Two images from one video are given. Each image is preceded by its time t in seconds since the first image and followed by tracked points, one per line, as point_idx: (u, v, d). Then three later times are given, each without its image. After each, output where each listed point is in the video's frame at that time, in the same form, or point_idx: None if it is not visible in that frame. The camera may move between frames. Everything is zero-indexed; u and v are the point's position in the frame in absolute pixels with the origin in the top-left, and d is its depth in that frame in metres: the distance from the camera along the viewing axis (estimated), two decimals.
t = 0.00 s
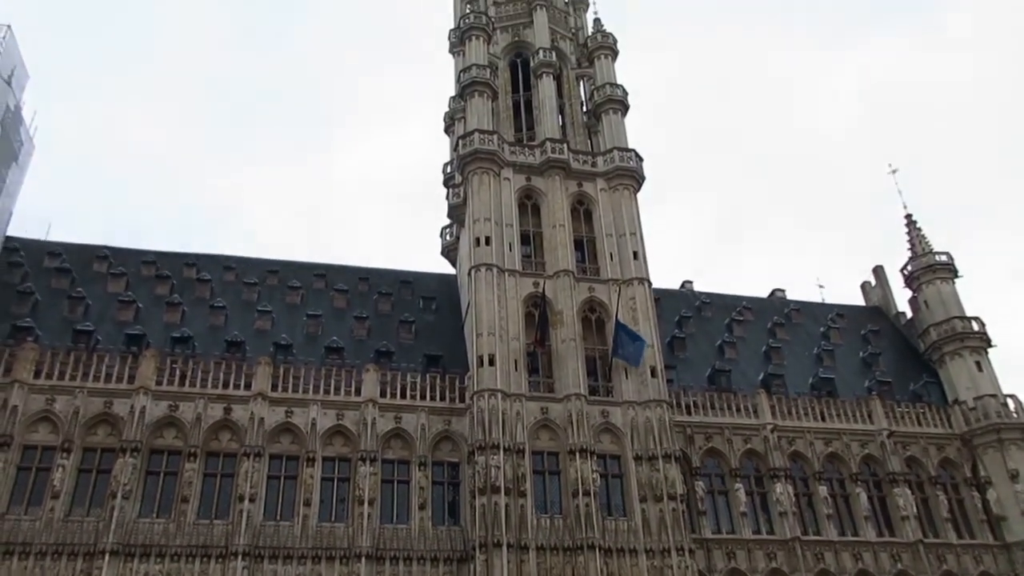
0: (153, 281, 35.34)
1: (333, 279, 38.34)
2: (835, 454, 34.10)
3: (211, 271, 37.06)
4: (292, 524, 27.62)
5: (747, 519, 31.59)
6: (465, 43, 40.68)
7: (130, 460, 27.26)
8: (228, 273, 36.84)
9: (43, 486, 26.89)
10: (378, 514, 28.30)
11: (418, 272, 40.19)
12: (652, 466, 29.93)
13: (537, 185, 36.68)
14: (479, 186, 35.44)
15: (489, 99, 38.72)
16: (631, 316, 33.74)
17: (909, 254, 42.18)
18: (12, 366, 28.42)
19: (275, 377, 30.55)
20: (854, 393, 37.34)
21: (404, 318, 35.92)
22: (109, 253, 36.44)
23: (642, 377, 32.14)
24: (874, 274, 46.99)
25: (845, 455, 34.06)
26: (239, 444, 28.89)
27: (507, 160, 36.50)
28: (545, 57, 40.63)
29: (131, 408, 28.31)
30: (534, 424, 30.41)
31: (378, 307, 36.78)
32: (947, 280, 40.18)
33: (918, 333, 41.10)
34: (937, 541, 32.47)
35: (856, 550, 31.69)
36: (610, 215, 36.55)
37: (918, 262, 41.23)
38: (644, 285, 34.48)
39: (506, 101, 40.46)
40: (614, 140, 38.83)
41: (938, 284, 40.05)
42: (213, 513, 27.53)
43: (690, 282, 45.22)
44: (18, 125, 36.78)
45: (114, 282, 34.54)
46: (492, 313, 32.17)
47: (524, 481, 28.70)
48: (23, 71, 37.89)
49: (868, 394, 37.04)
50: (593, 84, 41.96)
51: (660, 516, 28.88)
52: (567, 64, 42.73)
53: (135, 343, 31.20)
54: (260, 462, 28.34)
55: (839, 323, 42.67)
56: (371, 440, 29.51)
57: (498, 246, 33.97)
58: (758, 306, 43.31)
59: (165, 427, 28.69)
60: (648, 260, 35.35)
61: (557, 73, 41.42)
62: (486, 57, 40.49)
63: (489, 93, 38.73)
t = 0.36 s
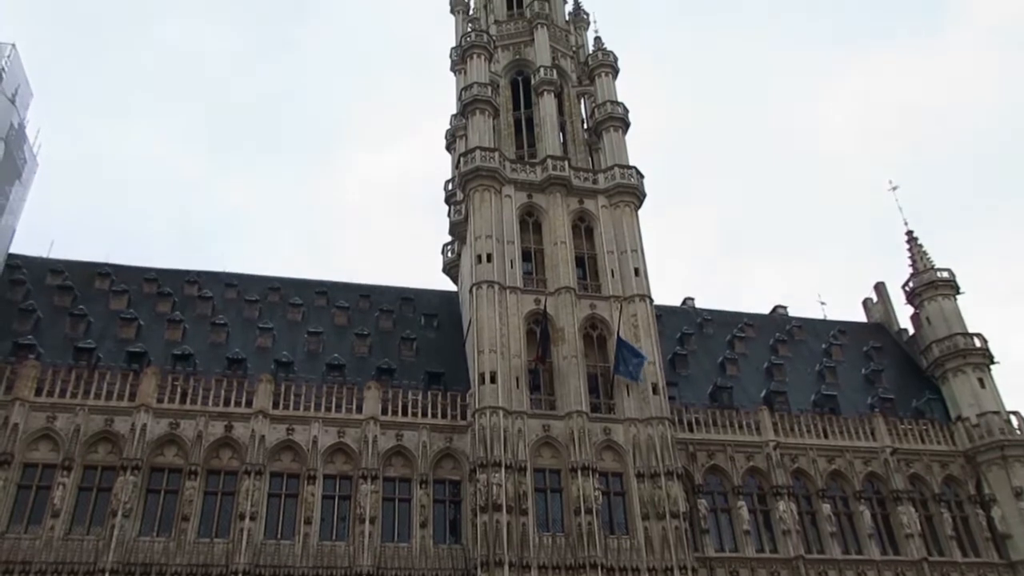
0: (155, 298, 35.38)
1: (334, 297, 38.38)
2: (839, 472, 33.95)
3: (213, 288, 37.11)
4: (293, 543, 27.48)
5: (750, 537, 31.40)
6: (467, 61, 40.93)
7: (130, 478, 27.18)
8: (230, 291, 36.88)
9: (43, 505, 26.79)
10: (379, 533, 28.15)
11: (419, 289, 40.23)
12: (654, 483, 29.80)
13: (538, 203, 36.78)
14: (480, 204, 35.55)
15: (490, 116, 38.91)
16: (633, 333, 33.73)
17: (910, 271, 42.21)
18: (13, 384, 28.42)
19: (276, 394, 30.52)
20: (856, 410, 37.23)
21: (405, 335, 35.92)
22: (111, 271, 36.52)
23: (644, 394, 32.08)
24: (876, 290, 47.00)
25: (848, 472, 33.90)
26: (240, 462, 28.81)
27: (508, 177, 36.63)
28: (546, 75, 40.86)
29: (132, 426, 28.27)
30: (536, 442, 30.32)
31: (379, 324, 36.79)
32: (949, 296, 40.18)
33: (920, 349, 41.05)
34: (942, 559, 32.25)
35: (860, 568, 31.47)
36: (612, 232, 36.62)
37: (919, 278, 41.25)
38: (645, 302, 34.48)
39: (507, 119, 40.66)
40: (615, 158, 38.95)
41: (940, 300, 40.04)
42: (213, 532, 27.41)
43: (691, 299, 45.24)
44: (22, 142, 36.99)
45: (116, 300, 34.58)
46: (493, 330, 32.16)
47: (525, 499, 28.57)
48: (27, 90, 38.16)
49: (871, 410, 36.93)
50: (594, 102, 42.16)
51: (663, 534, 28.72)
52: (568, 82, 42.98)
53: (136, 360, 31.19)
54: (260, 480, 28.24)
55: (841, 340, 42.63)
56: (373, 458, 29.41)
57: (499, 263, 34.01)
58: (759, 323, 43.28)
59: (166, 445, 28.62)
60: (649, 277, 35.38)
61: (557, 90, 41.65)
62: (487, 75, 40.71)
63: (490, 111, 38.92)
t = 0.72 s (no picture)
0: (157, 322, 35.41)
1: (336, 320, 38.39)
2: (843, 495, 33.72)
3: (215, 311, 37.14)
4: (294, 568, 27.28)
5: (755, 561, 31.12)
6: (468, 85, 41.20)
7: (130, 502, 27.05)
8: (231, 314, 36.92)
9: (43, 530, 26.65)
10: (380, 558, 27.94)
11: (421, 311, 40.24)
12: (657, 507, 29.60)
13: (540, 225, 36.87)
14: (481, 227, 35.65)
15: (491, 139, 39.12)
16: (635, 355, 33.67)
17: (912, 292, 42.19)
18: (14, 409, 28.37)
19: (277, 418, 30.45)
20: (860, 432, 37.06)
21: (407, 358, 35.87)
22: (113, 294, 36.58)
23: (647, 417, 31.96)
24: (878, 311, 46.96)
25: (853, 495, 33.68)
26: (241, 486, 28.70)
27: (509, 200, 36.76)
28: (547, 98, 41.10)
29: (132, 450, 28.19)
30: (538, 465, 30.17)
31: (381, 347, 36.76)
32: (952, 317, 40.11)
33: (923, 371, 40.93)
34: None
35: None
36: (613, 255, 36.67)
37: (921, 299, 41.22)
38: (647, 324, 34.45)
39: (509, 142, 40.88)
40: (616, 180, 39.09)
41: (942, 321, 39.99)
42: (213, 557, 27.23)
43: (693, 321, 45.21)
44: (26, 167, 37.22)
45: (118, 324, 34.62)
46: (495, 352, 32.11)
47: (528, 523, 28.38)
48: (32, 115, 38.45)
49: (875, 433, 36.76)
50: (595, 125, 42.38)
51: (667, 558, 28.48)
52: (569, 105, 43.24)
53: (138, 384, 31.17)
54: (261, 504, 28.09)
55: (843, 361, 42.53)
56: (374, 481, 29.28)
57: (501, 285, 34.05)
58: (762, 344, 43.22)
59: (166, 469, 28.52)
60: (651, 299, 35.39)
61: (558, 113, 41.89)
62: (489, 99, 40.98)
63: (492, 134, 39.14)
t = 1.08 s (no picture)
0: (157, 345, 35.39)
1: (337, 343, 38.36)
2: (846, 519, 33.48)
3: (215, 334, 37.12)
4: None
5: None
6: (469, 110, 41.47)
7: (129, 527, 26.87)
8: (232, 337, 36.90)
9: (40, 555, 26.44)
10: None
11: (422, 335, 40.21)
12: (659, 532, 29.39)
13: (540, 248, 36.95)
14: (482, 250, 35.72)
15: (492, 163, 39.31)
16: (636, 378, 33.59)
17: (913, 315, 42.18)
18: (13, 433, 28.27)
19: (277, 442, 30.34)
20: (863, 456, 36.88)
21: (408, 382, 35.79)
22: (114, 318, 36.59)
23: (648, 441, 31.82)
24: (879, 335, 46.92)
25: (856, 520, 33.43)
26: (240, 510, 28.52)
27: (510, 224, 36.86)
28: (548, 123, 41.35)
29: (131, 474, 28.06)
30: (539, 489, 29.99)
31: (381, 371, 36.69)
32: (953, 340, 40.07)
33: (925, 394, 40.83)
34: None
35: None
36: (613, 278, 36.70)
37: (923, 322, 41.20)
38: (648, 347, 34.41)
39: (509, 166, 41.07)
40: (616, 204, 39.20)
41: (944, 344, 39.95)
42: None
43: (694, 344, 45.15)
44: (29, 191, 37.41)
45: (118, 347, 34.60)
46: (495, 375, 32.03)
47: (529, 548, 28.16)
48: (36, 140, 38.72)
49: (877, 457, 36.59)
50: (595, 149, 42.61)
51: None
52: (569, 129, 43.50)
53: (137, 408, 31.09)
54: (260, 529, 27.90)
55: (845, 385, 42.40)
56: (374, 506, 29.10)
57: (502, 308, 34.05)
58: (763, 368, 43.12)
59: (165, 493, 28.36)
60: (652, 322, 35.37)
61: (559, 137, 42.11)
62: (489, 123, 41.23)
63: (492, 158, 39.35)
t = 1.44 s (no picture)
0: (158, 364, 35.35)
1: (337, 362, 38.31)
2: (849, 540, 33.24)
3: (216, 353, 37.10)
4: None
5: None
6: (470, 129, 41.68)
7: (127, 547, 26.71)
8: (232, 356, 36.87)
9: None
10: None
11: (423, 354, 40.16)
12: (661, 552, 29.19)
13: (541, 267, 36.99)
14: (483, 269, 35.76)
15: (493, 183, 39.46)
16: (638, 398, 33.50)
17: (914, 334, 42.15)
18: (12, 452, 28.19)
19: (277, 461, 30.22)
20: (865, 476, 36.70)
21: (408, 401, 35.69)
22: (115, 337, 36.60)
23: (650, 460, 31.68)
24: (881, 354, 46.84)
25: (860, 540, 33.20)
26: (239, 531, 28.37)
27: (511, 243, 36.92)
28: (549, 142, 41.52)
29: (131, 494, 27.93)
30: (540, 509, 29.82)
31: (382, 390, 36.62)
32: (955, 359, 40.03)
33: (927, 414, 40.70)
34: None
35: None
36: (614, 297, 36.71)
37: (924, 341, 41.16)
38: (649, 366, 34.35)
39: (510, 185, 41.20)
40: (617, 224, 39.27)
41: (946, 363, 39.89)
42: None
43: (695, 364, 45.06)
44: (32, 211, 37.58)
45: (119, 366, 34.57)
46: (496, 395, 31.95)
47: (530, 569, 27.95)
48: (39, 160, 38.96)
49: (880, 477, 36.40)
50: (596, 168, 42.78)
51: None
52: (570, 149, 43.68)
53: (137, 427, 31.01)
54: (260, 549, 27.73)
55: (847, 405, 42.26)
56: (374, 526, 28.94)
57: (503, 327, 34.02)
58: (765, 387, 43.00)
59: (164, 513, 28.21)
60: (653, 341, 35.35)
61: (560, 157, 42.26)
62: (491, 143, 41.41)
63: (493, 178, 39.50)
